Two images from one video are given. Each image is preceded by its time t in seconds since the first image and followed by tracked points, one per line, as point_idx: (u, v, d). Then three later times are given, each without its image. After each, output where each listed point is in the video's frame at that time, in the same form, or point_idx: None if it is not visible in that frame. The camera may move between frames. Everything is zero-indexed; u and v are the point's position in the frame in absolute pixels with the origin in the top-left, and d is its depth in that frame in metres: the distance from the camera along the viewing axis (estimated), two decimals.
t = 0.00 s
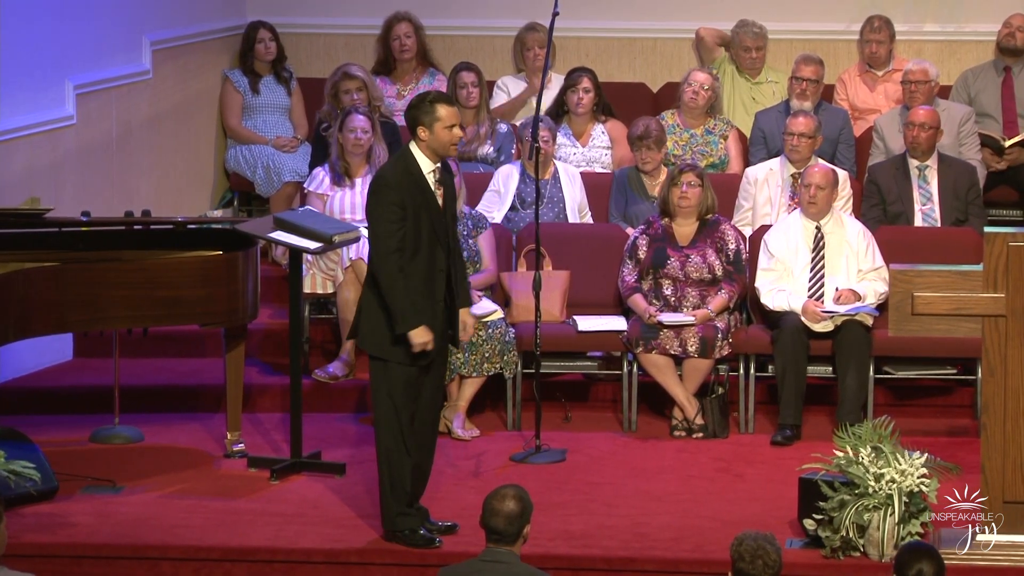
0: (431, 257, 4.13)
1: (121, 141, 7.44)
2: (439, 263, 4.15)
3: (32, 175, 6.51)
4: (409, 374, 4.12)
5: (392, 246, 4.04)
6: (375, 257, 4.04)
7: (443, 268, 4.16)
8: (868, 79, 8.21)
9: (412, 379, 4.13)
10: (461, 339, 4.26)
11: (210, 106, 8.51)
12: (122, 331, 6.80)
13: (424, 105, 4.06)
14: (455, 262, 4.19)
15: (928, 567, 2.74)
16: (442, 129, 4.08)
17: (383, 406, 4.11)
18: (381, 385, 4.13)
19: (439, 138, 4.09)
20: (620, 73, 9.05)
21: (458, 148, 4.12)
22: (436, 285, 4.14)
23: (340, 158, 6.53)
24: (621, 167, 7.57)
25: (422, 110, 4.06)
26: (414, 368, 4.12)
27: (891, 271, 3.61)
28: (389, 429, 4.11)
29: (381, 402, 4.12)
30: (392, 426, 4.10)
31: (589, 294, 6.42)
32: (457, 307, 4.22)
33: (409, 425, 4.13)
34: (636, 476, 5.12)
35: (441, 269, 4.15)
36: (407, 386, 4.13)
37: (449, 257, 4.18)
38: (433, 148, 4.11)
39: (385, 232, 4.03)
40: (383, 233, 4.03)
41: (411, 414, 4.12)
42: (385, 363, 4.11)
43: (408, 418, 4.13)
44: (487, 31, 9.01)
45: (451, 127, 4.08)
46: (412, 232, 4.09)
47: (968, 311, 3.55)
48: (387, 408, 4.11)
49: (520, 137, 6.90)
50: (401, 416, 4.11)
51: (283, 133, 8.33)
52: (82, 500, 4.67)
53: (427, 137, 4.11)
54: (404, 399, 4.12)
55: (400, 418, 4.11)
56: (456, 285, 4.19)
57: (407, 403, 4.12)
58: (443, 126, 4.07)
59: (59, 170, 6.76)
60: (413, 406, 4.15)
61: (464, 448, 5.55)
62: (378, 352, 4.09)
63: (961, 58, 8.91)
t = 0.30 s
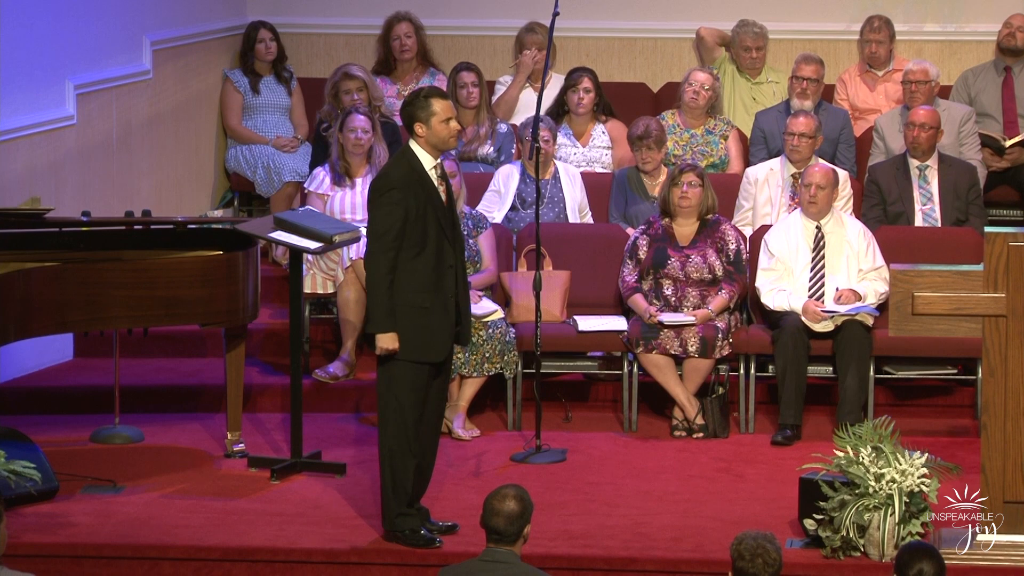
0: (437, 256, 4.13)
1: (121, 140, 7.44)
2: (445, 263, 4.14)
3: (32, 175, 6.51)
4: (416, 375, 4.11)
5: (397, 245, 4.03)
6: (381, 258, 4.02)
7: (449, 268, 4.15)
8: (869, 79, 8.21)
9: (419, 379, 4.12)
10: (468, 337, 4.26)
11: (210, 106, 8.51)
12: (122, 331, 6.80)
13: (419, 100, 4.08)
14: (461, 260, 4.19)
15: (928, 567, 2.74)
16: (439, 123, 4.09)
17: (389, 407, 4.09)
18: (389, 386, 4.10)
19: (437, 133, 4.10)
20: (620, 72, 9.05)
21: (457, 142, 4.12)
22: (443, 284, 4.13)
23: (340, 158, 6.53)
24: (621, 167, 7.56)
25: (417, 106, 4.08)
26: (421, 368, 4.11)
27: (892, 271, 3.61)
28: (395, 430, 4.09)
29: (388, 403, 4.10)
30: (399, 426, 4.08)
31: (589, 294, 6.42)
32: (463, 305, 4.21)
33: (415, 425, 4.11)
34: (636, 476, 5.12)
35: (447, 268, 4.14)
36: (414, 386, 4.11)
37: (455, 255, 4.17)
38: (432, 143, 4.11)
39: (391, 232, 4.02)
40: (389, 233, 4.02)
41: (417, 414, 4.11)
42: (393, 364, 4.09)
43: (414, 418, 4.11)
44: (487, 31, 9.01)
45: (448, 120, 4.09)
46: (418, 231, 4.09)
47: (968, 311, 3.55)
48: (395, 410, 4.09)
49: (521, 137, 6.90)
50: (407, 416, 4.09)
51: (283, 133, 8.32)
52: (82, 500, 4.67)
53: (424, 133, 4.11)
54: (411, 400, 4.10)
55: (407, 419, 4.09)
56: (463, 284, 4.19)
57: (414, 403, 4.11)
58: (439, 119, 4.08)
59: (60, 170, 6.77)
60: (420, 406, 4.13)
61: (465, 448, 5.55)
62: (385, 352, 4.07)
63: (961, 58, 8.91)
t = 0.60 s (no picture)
0: (438, 254, 4.12)
1: (121, 140, 7.44)
2: (447, 261, 4.14)
3: (33, 175, 6.51)
4: (418, 374, 4.10)
5: (399, 244, 4.02)
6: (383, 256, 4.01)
7: (450, 266, 4.15)
8: (869, 79, 8.21)
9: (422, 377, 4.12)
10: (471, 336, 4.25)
11: (210, 106, 8.50)
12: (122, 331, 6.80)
13: (410, 98, 4.08)
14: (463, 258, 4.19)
15: (928, 567, 2.74)
16: (432, 121, 4.08)
17: (391, 407, 4.09)
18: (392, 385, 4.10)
19: (430, 130, 4.09)
20: (620, 72, 9.05)
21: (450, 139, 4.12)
22: (445, 282, 4.13)
23: (340, 158, 6.53)
24: (621, 167, 7.56)
25: (409, 104, 4.07)
26: (423, 367, 4.11)
27: (891, 271, 3.62)
28: (397, 429, 4.09)
29: (390, 403, 4.10)
30: (400, 427, 4.08)
31: (589, 294, 6.42)
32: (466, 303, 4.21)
33: (418, 424, 4.11)
34: (636, 476, 5.12)
35: (449, 266, 4.14)
36: (417, 386, 4.11)
37: (457, 253, 4.17)
38: (426, 140, 4.11)
39: (391, 230, 4.01)
40: (390, 232, 4.01)
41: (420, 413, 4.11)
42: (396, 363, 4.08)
43: (416, 417, 4.11)
44: (487, 31, 9.01)
45: (440, 117, 4.09)
46: (419, 229, 4.08)
47: (968, 311, 3.55)
48: (397, 410, 4.09)
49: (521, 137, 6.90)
50: (409, 416, 4.09)
51: (283, 133, 8.32)
52: (83, 500, 4.67)
53: (418, 131, 4.11)
54: (414, 398, 4.10)
55: (409, 419, 4.09)
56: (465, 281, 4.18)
57: (416, 402, 4.10)
58: (432, 116, 4.07)
59: (60, 170, 6.77)
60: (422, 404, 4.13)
61: (464, 448, 5.55)
62: (388, 352, 4.07)
63: (962, 58, 8.91)
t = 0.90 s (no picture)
0: (437, 253, 4.13)
1: (121, 140, 7.44)
2: (445, 259, 4.15)
3: (33, 175, 6.52)
4: (418, 374, 4.11)
5: (399, 243, 4.02)
6: (383, 255, 4.01)
7: (448, 264, 4.16)
8: (868, 79, 8.22)
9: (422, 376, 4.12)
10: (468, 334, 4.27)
11: (210, 106, 8.50)
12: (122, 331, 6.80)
13: (410, 97, 4.07)
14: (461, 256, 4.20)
15: (928, 567, 2.74)
16: (431, 120, 4.08)
17: (391, 407, 4.09)
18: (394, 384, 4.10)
19: (429, 130, 4.10)
20: (620, 72, 9.05)
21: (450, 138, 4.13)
22: (444, 281, 4.13)
23: (340, 158, 6.53)
24: (621, 167, 7.56)
25: (408, 103, 4.07)
26: (422, 366, 4.11)
27: (891, 271, 3.62)
28: (397, 429, 4.08)
29: (390, 403, 4.09)
30: (400, 427, 4.08)
31: (589, 294, 6.42)
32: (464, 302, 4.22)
33: (417, 423, 4.11)
34: (636, 475, 5.12)
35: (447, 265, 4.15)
36: (416, 386, 4.11)
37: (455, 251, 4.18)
38: (425, 140, 4.11)
39: (391, 229, 4.01)
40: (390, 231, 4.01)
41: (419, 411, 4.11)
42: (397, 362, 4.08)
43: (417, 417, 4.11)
44: (487, 31, 9.01)
45: (439, 117, 4.09)
46: (418, 228, 4.08)
47: (968, 311, 3.55)
48: (397, 410, 4.08)
49: (521, 137, 6.90)
50: (409, 416, 4.09)
51: (283, 133, 8.33)
52: (83, 500, 4.67)
53: (417, 130, 4.10)
54: (414, 397, 4.10)
55: (409, 419, 4.09)
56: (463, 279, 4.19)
57: (416, 401, 4.11)
58: (431, 116, 4.07)
59: (60, 170, 6.77)
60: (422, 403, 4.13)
61: (465, 448, 5.56)
62: (388, 351, 4.07)
63: (962, 58, 8.91)
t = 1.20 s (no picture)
0: (435, 252, 4.12)
1: (122, 141, 7.44)
2: (443, 259, 4.14)
3: (33, 175, 6.52)
4: (415, 373, 4.11)
5: (396, 243, 4.02)
6: (381, 254, 4.01)
7: (446, 264, 4.16)
8: (869, 79, 8.21)
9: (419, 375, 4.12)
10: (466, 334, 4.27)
11: (209, 106, 8.50)
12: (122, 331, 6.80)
13: (412, 97, 4.08)
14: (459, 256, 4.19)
15: (930, 567, 2.74)
16: (432, 120, 4.09)
17: (389, 406, 4.09)
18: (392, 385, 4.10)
19: (431, 130, 4.10)
20: (620, 72, 9.05)
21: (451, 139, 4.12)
22: (441, 281, 4.13)
23: (340, 158, 6.53)
24: (621, 167, 7.56)
25: (409, 104, 4.08)
26: (420, 365, 4.11)
27: (891, 272, 3.62)
28: (394, 427, 4.09)
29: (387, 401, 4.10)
30: (397, 426, 4.08)
31: (589, 294, 6.42)
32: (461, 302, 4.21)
33: (414, 422, 4.12)
34: (636, 475, 5.12)
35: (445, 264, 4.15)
36: (413, 384, 4.11)
37: (453, 251, 4.17)
38: (427, 140, 4.12)
39: (388, 228, 4.01)
40: (388, 230, 4.01)
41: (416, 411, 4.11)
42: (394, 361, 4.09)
43: (414, 416, 4.12)
44: (487, 31, 9.01)
45: (441, 117, 4.10)
46: (417, 227, 4.08)
47: (968, 311, 3.55)
48: (394, 409, 4.09)
49: (520, 137, 6.90)
50: (406, 414, 4.09)
51: (283, 133, 8.33)
52: (82, 500, 4.67)
53: (418, 130, 4.11)
54: (411, 396, 4.11)
55: (405, 417, 4.09)
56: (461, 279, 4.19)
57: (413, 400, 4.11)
58: (433, 116, 4.08)
59: (60, 170, 6.77)
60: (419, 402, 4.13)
61: (465, 448, 5.55)
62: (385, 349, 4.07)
63: (962, 58, 8.91)
